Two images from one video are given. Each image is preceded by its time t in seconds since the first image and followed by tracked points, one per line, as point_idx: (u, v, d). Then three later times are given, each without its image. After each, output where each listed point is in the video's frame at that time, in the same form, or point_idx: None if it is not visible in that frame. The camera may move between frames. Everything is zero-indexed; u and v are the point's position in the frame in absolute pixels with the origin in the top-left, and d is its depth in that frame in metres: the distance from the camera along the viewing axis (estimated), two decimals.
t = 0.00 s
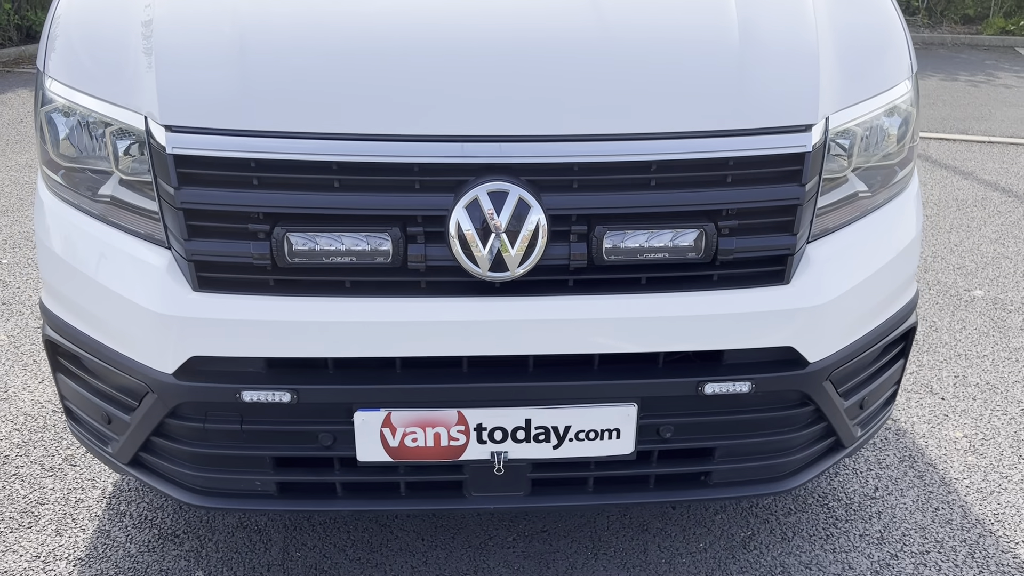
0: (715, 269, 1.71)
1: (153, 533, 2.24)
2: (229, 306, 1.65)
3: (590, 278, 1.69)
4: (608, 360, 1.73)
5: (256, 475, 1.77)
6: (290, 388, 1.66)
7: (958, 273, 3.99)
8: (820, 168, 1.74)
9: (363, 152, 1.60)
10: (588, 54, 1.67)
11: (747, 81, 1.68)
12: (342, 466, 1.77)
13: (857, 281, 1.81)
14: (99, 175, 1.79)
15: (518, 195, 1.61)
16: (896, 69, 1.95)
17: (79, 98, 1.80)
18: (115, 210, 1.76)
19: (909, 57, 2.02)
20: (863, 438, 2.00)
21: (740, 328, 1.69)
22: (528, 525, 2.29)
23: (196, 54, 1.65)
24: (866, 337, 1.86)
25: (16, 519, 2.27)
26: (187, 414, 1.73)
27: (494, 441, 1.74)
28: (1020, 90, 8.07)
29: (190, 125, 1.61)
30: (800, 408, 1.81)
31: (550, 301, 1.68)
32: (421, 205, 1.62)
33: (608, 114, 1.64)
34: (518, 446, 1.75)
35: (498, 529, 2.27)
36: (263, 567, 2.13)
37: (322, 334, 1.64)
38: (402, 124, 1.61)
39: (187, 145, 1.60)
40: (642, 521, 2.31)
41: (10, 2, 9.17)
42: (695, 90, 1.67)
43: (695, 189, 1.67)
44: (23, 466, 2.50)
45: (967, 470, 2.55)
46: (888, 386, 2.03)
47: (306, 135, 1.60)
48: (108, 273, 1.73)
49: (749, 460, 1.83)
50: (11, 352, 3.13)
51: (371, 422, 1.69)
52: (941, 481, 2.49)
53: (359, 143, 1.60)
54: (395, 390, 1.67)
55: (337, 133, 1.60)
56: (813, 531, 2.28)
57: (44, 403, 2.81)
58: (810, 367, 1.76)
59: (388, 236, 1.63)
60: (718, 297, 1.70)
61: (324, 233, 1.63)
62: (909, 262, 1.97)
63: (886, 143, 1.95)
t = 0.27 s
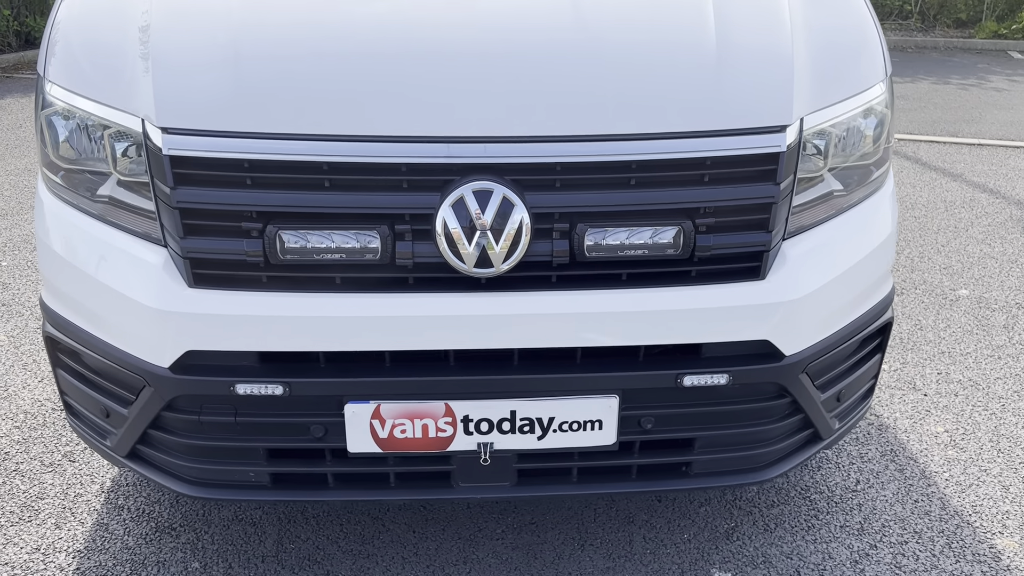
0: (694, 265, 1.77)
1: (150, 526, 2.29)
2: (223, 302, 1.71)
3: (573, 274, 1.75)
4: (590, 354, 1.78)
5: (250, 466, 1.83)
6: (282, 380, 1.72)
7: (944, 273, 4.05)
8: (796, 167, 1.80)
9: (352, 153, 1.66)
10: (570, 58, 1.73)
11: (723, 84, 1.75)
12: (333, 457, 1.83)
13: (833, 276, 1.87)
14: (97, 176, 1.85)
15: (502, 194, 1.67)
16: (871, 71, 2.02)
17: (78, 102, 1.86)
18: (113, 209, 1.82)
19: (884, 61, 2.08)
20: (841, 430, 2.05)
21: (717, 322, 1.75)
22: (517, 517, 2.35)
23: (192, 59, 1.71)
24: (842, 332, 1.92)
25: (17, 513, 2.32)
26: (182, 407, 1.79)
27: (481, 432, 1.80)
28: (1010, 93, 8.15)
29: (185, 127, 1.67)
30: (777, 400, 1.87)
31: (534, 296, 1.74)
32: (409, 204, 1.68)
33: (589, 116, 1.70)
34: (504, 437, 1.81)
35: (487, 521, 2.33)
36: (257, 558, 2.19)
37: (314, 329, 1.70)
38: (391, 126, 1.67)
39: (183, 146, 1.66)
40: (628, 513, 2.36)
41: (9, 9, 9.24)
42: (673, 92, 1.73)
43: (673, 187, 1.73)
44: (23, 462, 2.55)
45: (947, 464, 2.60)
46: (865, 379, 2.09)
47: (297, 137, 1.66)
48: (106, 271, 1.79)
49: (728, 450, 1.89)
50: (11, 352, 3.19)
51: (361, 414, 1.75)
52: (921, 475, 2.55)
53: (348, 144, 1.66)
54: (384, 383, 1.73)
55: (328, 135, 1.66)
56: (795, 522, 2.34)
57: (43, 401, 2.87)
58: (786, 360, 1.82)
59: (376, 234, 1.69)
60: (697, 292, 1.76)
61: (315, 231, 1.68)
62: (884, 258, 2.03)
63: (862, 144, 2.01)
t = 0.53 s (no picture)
0: (669, 264, 1.83)
1: (145, 520, 2.36)
2: (215, 300, 1.77)
3: (552, 273, 1.82)
4: (569, 350, 1.85)
5: (241, 460, 1.89)
6: (272, 376, 1.78)
7: (928, 273, 4.12)
8: (767, 169, 1.87)
9: (338, 156, 1.72)
10: (549, 65, 1.80)
11: (697, 89, 1.81)
12: (322, 451, 1.90)
13: (805, 274, 1.93)
14: (94, 179, 1.91)
15: (483, 195, 1.74)
16: (842, 77, 2.08)
17: (75, 108, 1.92)
18: (109, 212, 1.88)
19: (855, 67, 2.15)
20: (816, 424, 2.12)
21: (691, 319, 1.82)
22: (503, 511, 2.41)
23: (185, 67, 1.77)
24: (814, 328, 1.99)
25: (16, 509, 2.39)
26: (175, 402, 1.85)
27: (464, 426, 1.86)
28: (1000, 97, 8.23)
29: (178, 132, 1.73)
30: (751, 393, 1.94)
31: (515, 294, 1.80)
32: (393, 206, 1.75)
33: (567, 120, 1.77)
34: (487, 430, 1.87)
35: (474, 515, 2.39)
36: (250, 551, 2.25)
37: (302, 326, 1.76)
38: (375, 131, 1.73)
39: (176, 150, 1.73)
40: (611, 507, 2.43)
41: (9, 16, 9.31)
42: (648, 98, 1.79)
43: (649, 189, 1.79)
44: (22, 459, 2.62)
45: (924, 459, 2.67)
46: (839, 375, 2.16)
47: (286, 141, 1.72)
48: (102, 271, 1.85)
49: (703, 443, 1.96)
50: (10, 353, 3.25)
51: (348, 408, 1.81)
52: (898, 469, 2.61)
53: (335, 148, 1.72)
54: (370, 378, 1.80)
55: (315, 139, 1.73)
56: (773, 515, 2.40)
57: (42, 401, 2.93)
58: (759, 355, 1.88)
59: (362, 234, 1.75)
60: (672, 290, 1.83)
61: (303, 231, 1.75)
62: (856, 257, 2.10)
63: (834, 147, 2.08)
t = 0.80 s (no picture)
0: (658, 262, 1.88)
1: (148, 516, 2.40)
2: (217, 298, 1.82)
3: (545, 271, 1.86)
4: (562, 346, 1.90)
5: (242, 454, 1.94)
6: (272, 372, 1.83)
7: (921, 274, 4.17)
8: (755, 170, 1.92)
9: (337, 158, 1.77)
10: (541, 70, 1.85)
11: (685, 93, 1.86)
12: (321, 446, 1.95)
13: (792, 273, 1.98)
14: (98, 181, 1.96)
15: (477, 196, 1.79)
16: (828, 80, 2.13)
17: (80, 112, 1.97)
18: (113, 213, 1.93)
19: (841, 70, 2.20)
20: (804, 419, 2.16)
21: (680, 316, 1.87)
22: (499, 507, 2.46)
23: (187, 72, 1.83)
24: (802, 325, 2.04)
25: (21, 505, 2.43)
26: (178, 398, 1.90)
27: (459, 421, 1.91)
28: (995, 100, 8.29)
29: (180, 135, 1.78)
30: (740, 389, 1.99)
31: (509, 292, 1.85)
32: (390, 206, 1.79)
33: (559, 123, 1.82)
34: (482, 425, 1.92)
35: (471, 510, 2.44)
36: (251, 545, 2.30)
37: (302, 323, 1.81)
38: (373, 134, 1.78)
39: (178, 153, 1.78)
40: (606, 502, 2.48)
41: (10, 21, 9.38)
42: (638, 101, 1.85)
43: (639, 190, 1.84)
44: (27, 457, 2.66)
45: (913, 455, 2.72)
46: (827, 371, 2.20)
47: (286, 144, 1.77)
48: (107, 270, 1.90)
49: (694, 438, 2.01)
50: (14, 353, 3.30)
51: (346, 403, 1.86)
52: (888, 465, 2.66)
53: (334, 151, 1.77)
54: (369, 374, 1.84)
55: (314, 142, 1.78)
56: (764, 510, 2.45)
57: (46, 400, 2.98)
58: (747, 351, 1.93)
59: (360, 234, 1.80)
60: (662, 288, 1.88)
61: (302, 231, 1.80)
62: (843, 255, 2.14)
63: (821, 148, 2.13)
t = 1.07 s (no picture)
0: (660, 265, 1.91)
1: (155, 516, 2.43)
2: (225, 300, 1.85)
3: (548, 274, 1.89)
4: (565, 347, 1.93)
5: (249, 454, 1.97)
6: (279, 373, 1.86)
7: (920, 276, 4.19)
8: (755, 174, 1.95)
9: (343, 163, 1.80)
10: (543, 75, 1.88)
11: (686, 98, 1.89)
12: (327, 446, 1.97)
13: (791, 275, 2.01)
14: (107, 186, 1.99)
15: (481, 200, 1.81)
16: (827, 84, 2.16)
17: (89, 117, 2.00)
18: (122, 216, 1.96)
19: (840, 75, 2.23)
20: (804, 420, 2.19)
21: (681, 317, 1.89)
22: (502, 506, 2.48)
23: (195, 78, 1.86)
24: (801, 326, 2.06)
25: (30, 505, 2.46)
26: (187, 399, 1.93)
27: (464, 421, 1.94)
28: (995, 102, 8.32)
29: (189, 140, 1.81)
30: (740, 389, 2.01)
31: (512, 294, 1.88)
32: (395, 210, 1.82)
33: (561, 127, 1.85)
34: (486, 425, 1.95)
35: (474, 510, 2.46)
36: (257, 545, 2.32)
37: (308, 325, 1.84)
38: (378, 139, 1.81)
39: (187, 157, 1.80)
40: (608, 502, 2.50)
41: (13, 25, 9.42)
42: (639, 106, 1.87)
43: (640, 193, 1.87)
44: (35, 458, 2.69)
45: (912, 455, 2.74)
46: (827, 372, 2.23)
47: (293, 148, 1.80)
48: (116, 273, 1.93)
49: (695, 438, 2.04)
50: (21, 356, 3.33)
51: (352, 404, 1.89)
52: (887, 465, 2.68)
53: (340, 155, 1.80)
54: (374, 375, 1.87)
55: (320, 146, 1.81)
56: (765, 510, 2.48)
57: (53, 402, 3.01)
58: (747, 352, 1.96)
59: (366, 237, 1.83)
60: (663, 289, 1.90)
61: (309, 235, 1.83)
62: (842, 257, 2.17)
63: (820, 152, 2.15)
